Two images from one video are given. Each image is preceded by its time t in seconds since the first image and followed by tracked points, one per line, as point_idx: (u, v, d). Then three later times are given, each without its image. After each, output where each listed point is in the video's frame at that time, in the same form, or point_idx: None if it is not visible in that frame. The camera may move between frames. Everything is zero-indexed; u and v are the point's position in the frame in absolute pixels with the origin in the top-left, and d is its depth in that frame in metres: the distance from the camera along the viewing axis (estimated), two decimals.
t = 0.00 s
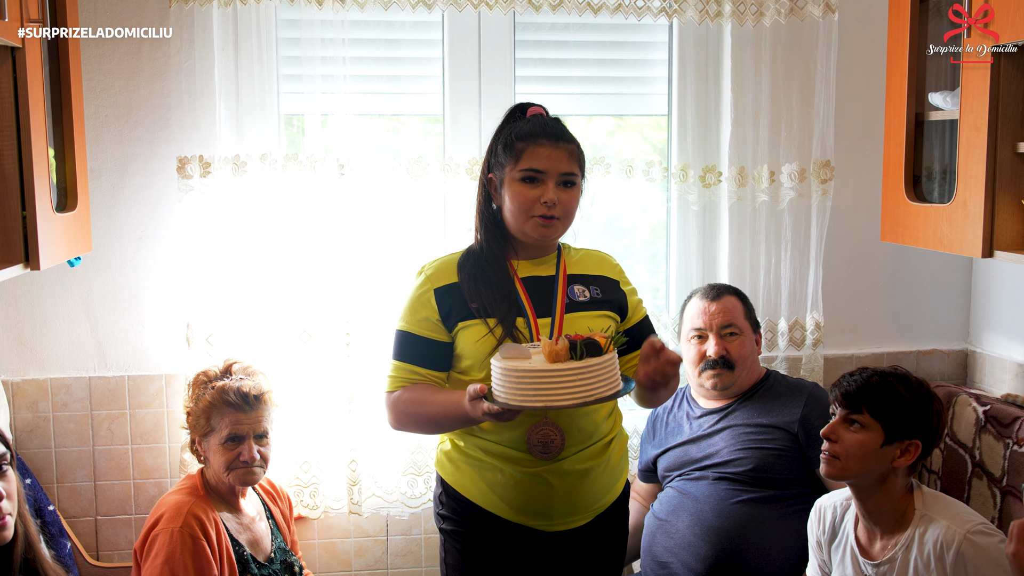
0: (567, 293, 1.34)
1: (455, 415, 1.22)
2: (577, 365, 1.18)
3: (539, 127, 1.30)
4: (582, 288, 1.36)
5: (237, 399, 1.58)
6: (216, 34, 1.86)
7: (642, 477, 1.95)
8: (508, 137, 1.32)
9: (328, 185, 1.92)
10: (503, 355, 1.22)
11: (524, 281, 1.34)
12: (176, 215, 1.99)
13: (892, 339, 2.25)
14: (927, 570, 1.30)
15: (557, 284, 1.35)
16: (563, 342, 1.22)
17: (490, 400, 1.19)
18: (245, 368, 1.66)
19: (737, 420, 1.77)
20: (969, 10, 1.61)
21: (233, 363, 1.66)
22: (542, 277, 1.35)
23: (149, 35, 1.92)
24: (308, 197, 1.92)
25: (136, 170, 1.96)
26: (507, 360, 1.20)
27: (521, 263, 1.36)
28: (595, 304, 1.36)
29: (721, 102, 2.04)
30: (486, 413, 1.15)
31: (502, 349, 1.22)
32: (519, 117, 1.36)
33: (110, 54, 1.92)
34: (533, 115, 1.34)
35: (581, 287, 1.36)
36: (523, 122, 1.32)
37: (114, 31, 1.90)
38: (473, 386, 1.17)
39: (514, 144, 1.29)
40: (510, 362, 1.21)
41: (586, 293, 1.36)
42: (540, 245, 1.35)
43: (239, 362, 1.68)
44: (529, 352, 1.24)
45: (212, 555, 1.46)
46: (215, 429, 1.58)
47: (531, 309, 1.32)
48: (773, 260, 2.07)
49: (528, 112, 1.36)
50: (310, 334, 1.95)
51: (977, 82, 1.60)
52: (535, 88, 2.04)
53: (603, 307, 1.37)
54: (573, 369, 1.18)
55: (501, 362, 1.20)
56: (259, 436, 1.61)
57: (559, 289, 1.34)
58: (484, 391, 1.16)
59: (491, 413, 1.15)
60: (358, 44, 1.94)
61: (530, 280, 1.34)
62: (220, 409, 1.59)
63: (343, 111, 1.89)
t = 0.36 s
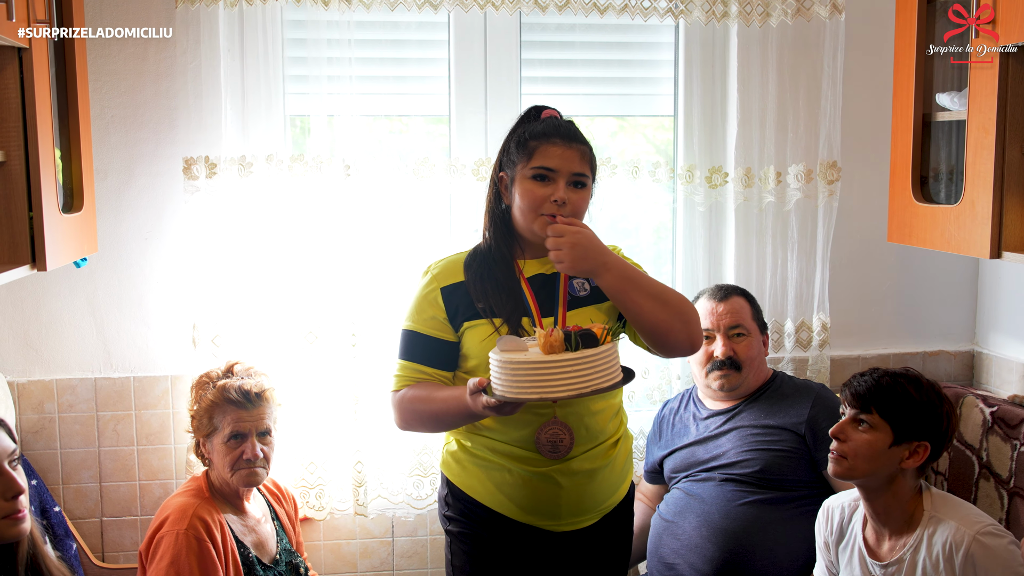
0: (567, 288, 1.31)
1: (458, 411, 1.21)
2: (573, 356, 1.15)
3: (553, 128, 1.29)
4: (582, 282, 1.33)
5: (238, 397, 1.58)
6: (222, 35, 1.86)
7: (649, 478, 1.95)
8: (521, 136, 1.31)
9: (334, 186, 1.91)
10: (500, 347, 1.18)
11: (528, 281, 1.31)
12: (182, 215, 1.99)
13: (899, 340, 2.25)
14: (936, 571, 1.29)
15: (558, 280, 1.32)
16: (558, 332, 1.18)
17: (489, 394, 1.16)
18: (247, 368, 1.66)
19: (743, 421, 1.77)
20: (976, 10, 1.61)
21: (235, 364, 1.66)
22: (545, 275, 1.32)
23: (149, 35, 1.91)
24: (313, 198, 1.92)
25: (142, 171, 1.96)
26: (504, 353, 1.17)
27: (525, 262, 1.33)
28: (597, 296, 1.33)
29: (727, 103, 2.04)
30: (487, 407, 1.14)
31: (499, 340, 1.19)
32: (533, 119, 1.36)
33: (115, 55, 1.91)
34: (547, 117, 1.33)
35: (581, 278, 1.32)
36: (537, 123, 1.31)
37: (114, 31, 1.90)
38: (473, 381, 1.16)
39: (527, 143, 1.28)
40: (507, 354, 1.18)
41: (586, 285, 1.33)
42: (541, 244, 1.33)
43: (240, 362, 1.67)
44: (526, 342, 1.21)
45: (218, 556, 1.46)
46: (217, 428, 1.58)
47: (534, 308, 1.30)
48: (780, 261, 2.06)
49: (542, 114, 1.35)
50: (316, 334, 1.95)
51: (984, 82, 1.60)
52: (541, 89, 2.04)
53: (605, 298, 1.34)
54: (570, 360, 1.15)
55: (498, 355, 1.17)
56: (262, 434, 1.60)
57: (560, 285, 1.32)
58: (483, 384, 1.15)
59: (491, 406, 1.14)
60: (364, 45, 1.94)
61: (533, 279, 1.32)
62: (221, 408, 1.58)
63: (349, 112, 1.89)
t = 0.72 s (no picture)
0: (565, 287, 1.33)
1: (457, 409, 1.22)
2: (570, 357, 1.16)
3: (556, 131, 1.30)
4: (579, 280, 1.34)
5: (242, 394, 1.60)
6: (226, 36, 1.87)
7: (649, 477, 1.97)
8: (525, 138, 1.32)
9: (337, 187, 1.93)
10: (499, 348, 1.20)
11: (527, 282, 1.33)
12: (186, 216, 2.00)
13: (898, 340, 2.26)
14: (933, 568, 1.31)
15: (556, 280, 1.33)
16: (554, 333, 1.20)
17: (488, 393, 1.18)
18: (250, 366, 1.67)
19: (743, 420, 1.78)
20: (974, 11, 1.62)
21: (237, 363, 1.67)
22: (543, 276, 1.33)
23: (150, 35, 1.93)
24: (317, 199, 1.93)
25: (146, 172, 1.97)
26: (502, 353, 1.19)
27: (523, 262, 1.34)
28: (594, 295, 1.34)
29: (728, 104, 2.06)
30: (484, 405, 1.15)
31: (498, 341, 1.21)
32: (537, 122, 1.37)
33: (119, 57, 1.93)
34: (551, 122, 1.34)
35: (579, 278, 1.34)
36: (540, 125, 1.33)
37: (115, 31, 1.91)
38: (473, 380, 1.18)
39: (530, 145, 1.30)
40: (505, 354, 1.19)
41: (583, 283, 1.34)
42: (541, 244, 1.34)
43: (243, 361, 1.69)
44: (523, 343, 1.23)
45: (223, 553, 1.47)
46: (221, 426, 1.60)
47: (532, 309, 1.32)
48: (780, 261, 2.07)
49: (546, 118, 1.36)
50: (319, 334, 1.96)
51: (982, 84, 1.61)
52: (543, 90, 2.05)
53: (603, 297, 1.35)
54: (567, 360, 1.16)
55: (497, 355, 1.19)
56: (266, 430, 1.62)
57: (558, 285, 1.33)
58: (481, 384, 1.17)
59: (488, 405, 1.15)
60: (367, 46, 1.95)
61: (532, 280, 1.33)
62: (225, 405, 1.60)
63: (352, 113, 1.91)
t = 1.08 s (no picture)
0: (563, 286, 1.34)
1: (453, 411, 1.24)
2: (553, 370, 1.18)
3: (570, 141, 1.31)
4: (577, 279, 1.35)
5: (242, 393, 1.61)
6: (227, 38, 1.88)
7: (649, 475, 1.97)
8: (537, 144, 1.32)
9: (337, 188, 1.94)
10: (486, 356, 1.23)
11: (525, 280, 1.34)
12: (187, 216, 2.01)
13: (896, 339, 2.27)
14: (931, 567, 1.32)
15: (553, 279, 1.35)
16: (538, 345, 1.21)
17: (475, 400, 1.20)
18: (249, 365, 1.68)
19: (742, 419, 1.79)
20: (971, 11, 1.62)
21: (239, 363, 1.68)
22: (541, 275, 1.35)
23: (151, 36, 1.93)
24: (317, 199, 1.94)
25: (148, 172, 1.98)
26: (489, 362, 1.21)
27: (523, 262, 1.36)
28: (593, 294, 1.35)
29: (727, 105, 2.06)
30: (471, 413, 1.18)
31: (486, 349, 1.23)
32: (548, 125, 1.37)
33: (121, 58, 1.94)
34: (560, 127, 1.36)
35: (577, 278, 1.35)
36: (553, 132, 1.33)
37: (116, 32, 1.92)
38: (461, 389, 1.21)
39: (545, 154, 1.30)
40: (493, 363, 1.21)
41: (581, 283, 1.35)
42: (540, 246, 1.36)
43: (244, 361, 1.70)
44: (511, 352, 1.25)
45: (227, 552, 1.48)
46: (222, 425, 1.61)
47: (530, 306, 1.33)
48: (779, 261, 2.08)
49: (552, 122, 1.37)
50: (320, 334, 1.97)
51: (980, 84, 1.62)
52: (543, 91, 2.06)
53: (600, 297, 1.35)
54: (549, 375, 1.18)
55: (483, 364, 1.20)
56: (266, 429, 1.62)
57: (556, 284, 1.34)
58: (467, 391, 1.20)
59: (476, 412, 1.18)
60: (368, 48, 1.96)
61: (530, 279, 1.35)
62: (225, 404, 1.61)
63: (352, 114, 1.91)
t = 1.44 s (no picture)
0: (580, 290, 1.36)
1: (449, 409, 1.24)
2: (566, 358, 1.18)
3: (571, 130, 1.32)
4: (593, 283, 1.38)
5: (236, 394, 1.61)
6: (226, 37, 1.88)
7: (647, 475, 1.98)
8: (538, 138, 1.32)
9: (336, 186, 1.94)
10: (496, 348, 1.20)
11: (540, 279, 1.34)
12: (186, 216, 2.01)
13: (895, 338, 2.28)
14: (929, 566, 1.32)
15: (568, 281, 1.36)
16: (549, 334, 1.21)
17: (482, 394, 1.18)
18: (245, 365, 1.68)
19: (740, 418, 1.79)
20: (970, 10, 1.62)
21: (235, 363, 1.68)
22: (556, 275, 1.35)
23: (150, 36, 1.94)
24: (315, 198, 1.94)
25: (147, 171, 1.99)
26: (500, 353, 1.19)
27: (537, 261, 1.35)
28: (607, 299, 1.39)
29: (725, 104, 2.07)
30: (480, 408, 1.15)
31: (494, 342, 1.20)
32: (542, 118, 1.37)
33: (120, 57, 1.94)
34: (555, 119, 1.35)
35: (592, 283, 1.38)
36: (551, 124, 1.33)
37: (116, 32, 1.92)
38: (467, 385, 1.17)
39: (548, 146, 1.30)
40: (503, 355, 1.19)
41: (597, 288, 1.38)
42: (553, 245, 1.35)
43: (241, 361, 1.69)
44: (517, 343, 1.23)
45: (222, 553, 1.48)
46: (218, 426, 1.62)
47: (547, 308, 1.33)
48: (778, 260, 2.08)
49: (547, 115, 1.37)
50: (318, 333, 1.97)
51: (977, 83, 1.62)
52: (541, 90, 2.06)
53: (613, 301, 1.40)
54: (563, 363, 1.17)
55: (494, 356, 1.18)
56: (262, 429, 1.63)
57: (572, 286, 1.36)
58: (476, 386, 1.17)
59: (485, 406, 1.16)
60: (367, 47, 1.96)
61: (546, 279, 1.35)
62: (221, 405, 1.61)
63: (351, 113, 1.92)
